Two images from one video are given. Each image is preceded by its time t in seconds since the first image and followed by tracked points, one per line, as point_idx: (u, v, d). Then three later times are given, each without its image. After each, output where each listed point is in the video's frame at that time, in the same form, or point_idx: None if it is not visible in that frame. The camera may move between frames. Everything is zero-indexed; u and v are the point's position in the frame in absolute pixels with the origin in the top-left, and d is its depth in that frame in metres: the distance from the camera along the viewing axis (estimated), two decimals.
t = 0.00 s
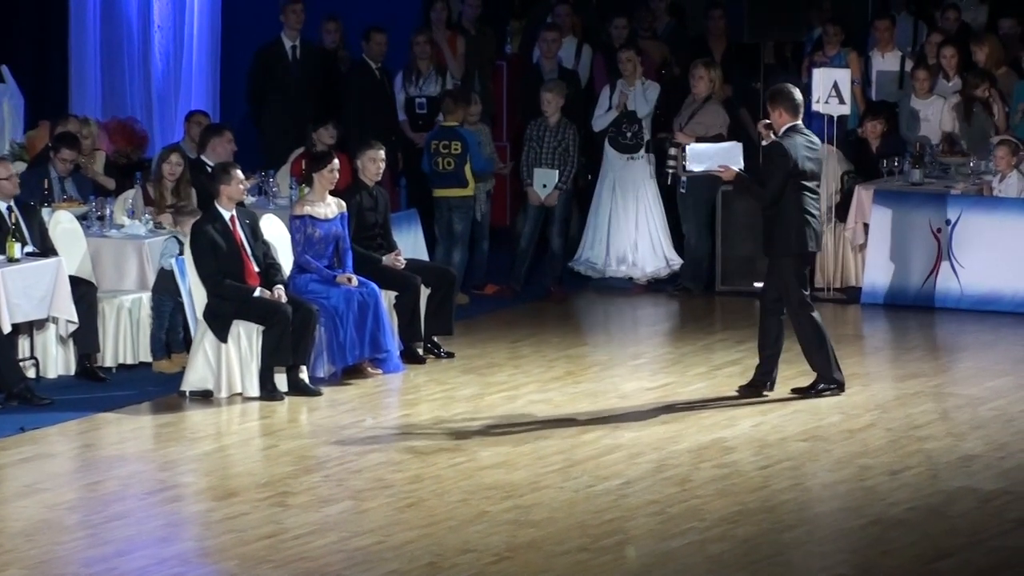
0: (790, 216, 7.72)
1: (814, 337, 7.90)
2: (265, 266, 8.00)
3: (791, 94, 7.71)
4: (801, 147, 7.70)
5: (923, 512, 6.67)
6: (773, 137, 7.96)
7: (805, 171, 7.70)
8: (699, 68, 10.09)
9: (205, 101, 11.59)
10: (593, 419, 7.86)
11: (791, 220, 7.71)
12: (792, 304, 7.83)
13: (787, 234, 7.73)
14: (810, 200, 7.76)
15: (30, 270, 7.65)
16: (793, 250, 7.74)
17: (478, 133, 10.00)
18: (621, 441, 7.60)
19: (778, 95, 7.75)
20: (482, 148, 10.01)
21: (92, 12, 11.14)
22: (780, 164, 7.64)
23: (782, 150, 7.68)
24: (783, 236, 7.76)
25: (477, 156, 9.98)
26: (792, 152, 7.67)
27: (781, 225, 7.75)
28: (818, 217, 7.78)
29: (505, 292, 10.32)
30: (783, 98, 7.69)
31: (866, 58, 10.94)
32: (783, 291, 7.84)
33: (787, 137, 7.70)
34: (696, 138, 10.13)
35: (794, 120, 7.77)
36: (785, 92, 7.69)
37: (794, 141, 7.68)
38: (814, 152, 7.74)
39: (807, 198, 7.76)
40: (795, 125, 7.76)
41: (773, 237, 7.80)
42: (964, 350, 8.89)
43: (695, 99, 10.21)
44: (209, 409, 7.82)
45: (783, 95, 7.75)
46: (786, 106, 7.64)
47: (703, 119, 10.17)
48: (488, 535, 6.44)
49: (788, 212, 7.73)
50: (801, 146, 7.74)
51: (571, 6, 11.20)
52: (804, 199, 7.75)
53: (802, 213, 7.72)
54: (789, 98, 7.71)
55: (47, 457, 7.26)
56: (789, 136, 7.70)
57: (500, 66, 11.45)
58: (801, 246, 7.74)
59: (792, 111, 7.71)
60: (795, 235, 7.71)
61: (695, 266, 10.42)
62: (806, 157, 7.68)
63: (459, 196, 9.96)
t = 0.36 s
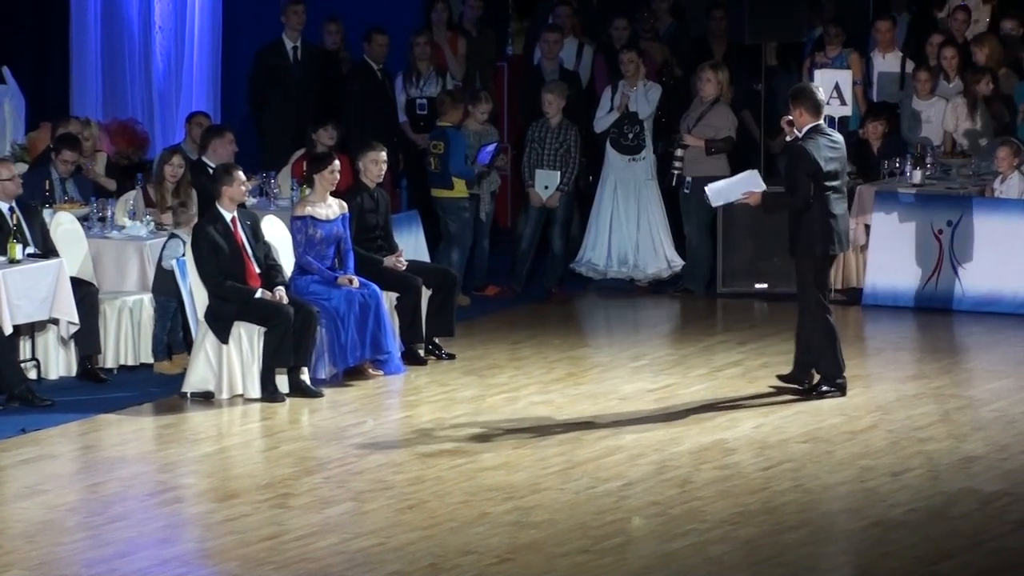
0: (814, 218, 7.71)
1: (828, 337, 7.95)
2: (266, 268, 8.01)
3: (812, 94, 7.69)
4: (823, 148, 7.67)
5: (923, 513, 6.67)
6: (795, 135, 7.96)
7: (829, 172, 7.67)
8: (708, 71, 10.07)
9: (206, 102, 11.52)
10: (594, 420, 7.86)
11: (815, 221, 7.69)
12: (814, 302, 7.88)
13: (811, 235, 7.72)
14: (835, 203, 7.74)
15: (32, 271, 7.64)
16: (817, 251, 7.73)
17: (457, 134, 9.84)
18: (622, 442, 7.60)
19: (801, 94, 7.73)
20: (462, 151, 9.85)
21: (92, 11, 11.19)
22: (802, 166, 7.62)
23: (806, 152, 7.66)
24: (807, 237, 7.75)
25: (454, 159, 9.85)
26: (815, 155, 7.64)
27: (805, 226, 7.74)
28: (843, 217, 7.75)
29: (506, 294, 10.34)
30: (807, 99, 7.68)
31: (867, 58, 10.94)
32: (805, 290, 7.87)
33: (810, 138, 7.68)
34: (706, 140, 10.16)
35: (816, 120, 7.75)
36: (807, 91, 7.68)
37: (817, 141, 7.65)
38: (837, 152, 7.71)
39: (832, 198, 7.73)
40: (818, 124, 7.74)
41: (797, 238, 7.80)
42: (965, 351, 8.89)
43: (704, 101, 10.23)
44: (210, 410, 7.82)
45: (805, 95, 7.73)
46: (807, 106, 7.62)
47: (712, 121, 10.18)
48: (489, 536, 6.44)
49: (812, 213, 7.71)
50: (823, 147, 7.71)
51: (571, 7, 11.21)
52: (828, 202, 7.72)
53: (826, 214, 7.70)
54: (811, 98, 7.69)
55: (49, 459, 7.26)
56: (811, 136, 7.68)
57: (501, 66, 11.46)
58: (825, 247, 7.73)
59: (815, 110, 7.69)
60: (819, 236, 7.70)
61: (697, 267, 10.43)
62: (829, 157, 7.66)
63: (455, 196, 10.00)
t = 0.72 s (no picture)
0: (823, 217, 7.77)
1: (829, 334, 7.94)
2: (266, 267, 8.01)
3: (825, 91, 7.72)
4: (835, 145, 7.73)
5: (922, 513, 6.67)
6: (805, 131, 7.97)
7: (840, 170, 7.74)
8: (711, 71, 10.11)
9: (205, 100, 11.57)
10: (593, 420, 7.86)
11: (824, 220, 7.77)
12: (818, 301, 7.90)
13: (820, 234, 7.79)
14: (844, 200, 7.81)
15: (31, 270, 7.64)
16: (824, 250, 7.81)
17: (438, 134, 9.83)
18: (621, 442, 7.61)
19: (812, 92, 7.75)
20: (442, 149, 9.84)
21: (91, 9, 11.17)
22: (816, 165, 7.68)
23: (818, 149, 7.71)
24: (814, 235, 7.82)
25: (433, 159, 9.85)
26: (828, 152, 7.69)
27: (813, 225, 7.81)
28: (851, 216, 7.83)
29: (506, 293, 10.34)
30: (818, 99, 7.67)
31: (866, 58, 10.94)
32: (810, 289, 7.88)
33: (822, 135, 7.73)
34: (710, 140, 10.18)
35: (827, 117, 7.77)
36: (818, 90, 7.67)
37: (829, 140, 7.71)
38: (847, 149, 7.78)
39: (841, 197, 7.81)
40: (828, 122, 7.79)
41: (803, 236, 7.86)
42: (963, 351, 8.89)
43: (707, 101, 10.23)
44: (209, 410, 7.82)
45: (817, 93, 7.73)
46: (822, 105, 7.63)
47: (716, 121, 10.19)
48: (489, 536, 6.44)
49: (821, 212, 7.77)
50: (834, 144, 7.77)
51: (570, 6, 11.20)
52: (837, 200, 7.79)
53: (834, 213, 7.78)
54: (824, 96, 7.71)
55: (48, 458, 7.26)
56: (823, 134, 7.73)
57: (500, 66, 11.43)
58: (832, 246, 7.81)
59: (827, 109, 7.71)
60: (828, 236, 7.77)
61: (696, 267, 10.43)
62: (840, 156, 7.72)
63: (441, 195, 9.97)
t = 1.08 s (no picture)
0: (823, 214, 7.77)
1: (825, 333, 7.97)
2: (259, 267, 8.00)
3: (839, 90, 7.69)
4: (840, 145, 7.69)
5: (916, 512, 6.68)
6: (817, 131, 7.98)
7: (843, 171, 7.70)
8: (708, 72, 10.12)
9: (198, 99, 11.63)
10: (587, 420, 7.86)
11: (823, 218, 7.77)
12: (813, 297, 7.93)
13: (818, 232, 7.78)
14: (845, 200, 7.79)
15: (23, 270, 7.62)
16: (821, 248, 7.81)
17: (425, 133, 9.80)
18: (615, 441, 7.61)
19: (825, 91, 7.74)
20: (427, 148, 9.81)
21: (84, 10, 11.07)
22: (818, 162, 7.66)
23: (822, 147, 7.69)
24: (812, 232, 7.82)
25: (418, 158, 9.84)
26: (831, 150, 7.66)
27: (811, 222, 7.81)
28: (852, 217, 7.82)
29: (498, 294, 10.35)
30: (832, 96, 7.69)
31: (859, 58, 10.95)
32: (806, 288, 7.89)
33: (828, 133, 7.71)
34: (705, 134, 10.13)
35: (839, 118, 7.78)
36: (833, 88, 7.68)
37: (834, 139, 7.67)
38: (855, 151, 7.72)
39: (842, 197, 7.80)
40: (839, 122, 7.77)
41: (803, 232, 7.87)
42: (956, 351, 8.90)
43: (703, 101, 10.24)
44: (202, 410, 7.81)
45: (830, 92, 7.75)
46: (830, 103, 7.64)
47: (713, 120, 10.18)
48: (483, 535, 6.44)
49: (820, 208, 7.77)
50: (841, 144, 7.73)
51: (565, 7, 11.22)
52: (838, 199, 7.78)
53: (833, 211, 7.77)
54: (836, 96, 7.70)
55: (41, 458, 7.24)
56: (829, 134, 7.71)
57: (493, 65, 11.42)
58: (830, 245, 7.80)
59: (839, 108, 7.74)
60: (825, 234, 7.77)
61: (689, 267, 10.43)
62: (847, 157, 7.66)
63: (423, 194, 9.94)
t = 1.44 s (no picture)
0: (826, 210, 7.82)
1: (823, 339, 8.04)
2: (255, 267, 7.99)
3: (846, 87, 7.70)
4: (844, 140, 7.71)
5: (912, 510, 6.68)
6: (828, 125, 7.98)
7: (846, 166, 7.72)
8: (705, 72, 10.08)
9: (194, 100, 11.54)
10: (583, 418, 7.86)
11: (825, 214, 7.81)
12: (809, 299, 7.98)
13: (820, 228, 7.83)
14: (848, 196, 7.82)
15: (19, 269, 7.62)
16: (822, 245, 7.86)
17: (420, 131, 9.78)
18: (611, 440, 7.61)
19: (835, 87, 7.76)
20: (421, 146, 9.78)
21: (79, 10, 11.15)
22: (822, 156, 7.70)
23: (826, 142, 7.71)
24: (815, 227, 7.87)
25: (414, 157, 9.80)
26: (834, 146, 7.69)
27: (815, 217, 7.86)
28: (857, 215, 7.85)
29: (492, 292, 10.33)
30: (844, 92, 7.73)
31: (855, 57, 10.97)
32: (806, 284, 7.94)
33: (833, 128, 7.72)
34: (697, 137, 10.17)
35: (848, 114, 7.78)
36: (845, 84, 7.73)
37: (837, 134, 7.69)
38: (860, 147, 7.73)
39: (847, 194, 7.83)
40: (848, 118, 7.78)
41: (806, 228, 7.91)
42: (953, 350, 8.90)
43: (699, 100, 10.23)
44: (198, 408, 7.81)
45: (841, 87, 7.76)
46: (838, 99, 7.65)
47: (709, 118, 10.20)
48: (479, 534, 6.44)
49: (823, 204, 7.81)
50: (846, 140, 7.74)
51: (560, 6, 11.20)
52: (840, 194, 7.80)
53: (836, 208, 7.81)
54: (848, 92, 7.74)
55: (37, 458, 7.25)
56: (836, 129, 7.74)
57: (488, 65, 11.45)
58: (831, 241, 7.85)
59: (849, 104, 7.74)
60: (826, 230, 7.81)
61: (685, 265, 10.44)
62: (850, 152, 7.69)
63: (418, 192, 9.93)
